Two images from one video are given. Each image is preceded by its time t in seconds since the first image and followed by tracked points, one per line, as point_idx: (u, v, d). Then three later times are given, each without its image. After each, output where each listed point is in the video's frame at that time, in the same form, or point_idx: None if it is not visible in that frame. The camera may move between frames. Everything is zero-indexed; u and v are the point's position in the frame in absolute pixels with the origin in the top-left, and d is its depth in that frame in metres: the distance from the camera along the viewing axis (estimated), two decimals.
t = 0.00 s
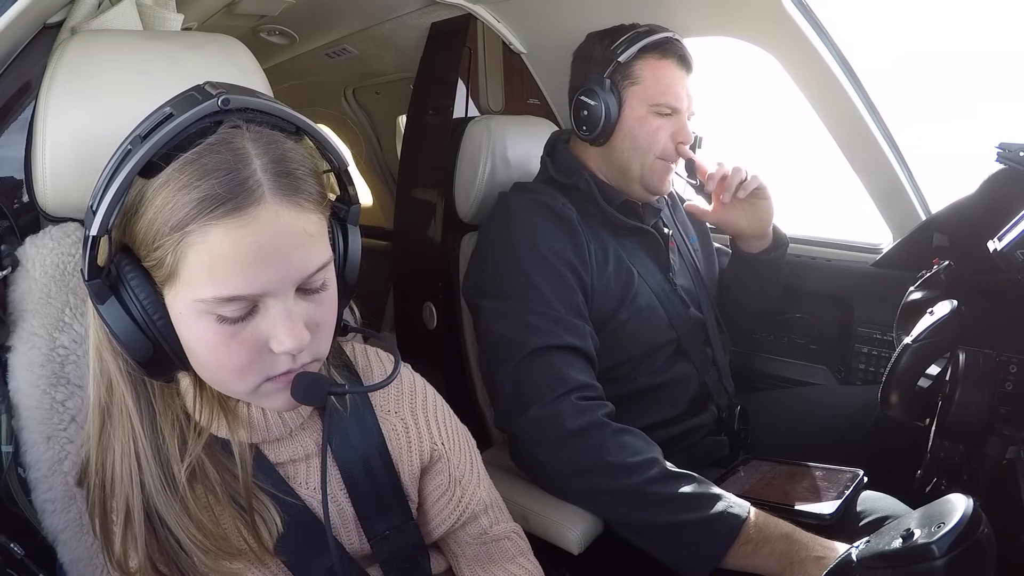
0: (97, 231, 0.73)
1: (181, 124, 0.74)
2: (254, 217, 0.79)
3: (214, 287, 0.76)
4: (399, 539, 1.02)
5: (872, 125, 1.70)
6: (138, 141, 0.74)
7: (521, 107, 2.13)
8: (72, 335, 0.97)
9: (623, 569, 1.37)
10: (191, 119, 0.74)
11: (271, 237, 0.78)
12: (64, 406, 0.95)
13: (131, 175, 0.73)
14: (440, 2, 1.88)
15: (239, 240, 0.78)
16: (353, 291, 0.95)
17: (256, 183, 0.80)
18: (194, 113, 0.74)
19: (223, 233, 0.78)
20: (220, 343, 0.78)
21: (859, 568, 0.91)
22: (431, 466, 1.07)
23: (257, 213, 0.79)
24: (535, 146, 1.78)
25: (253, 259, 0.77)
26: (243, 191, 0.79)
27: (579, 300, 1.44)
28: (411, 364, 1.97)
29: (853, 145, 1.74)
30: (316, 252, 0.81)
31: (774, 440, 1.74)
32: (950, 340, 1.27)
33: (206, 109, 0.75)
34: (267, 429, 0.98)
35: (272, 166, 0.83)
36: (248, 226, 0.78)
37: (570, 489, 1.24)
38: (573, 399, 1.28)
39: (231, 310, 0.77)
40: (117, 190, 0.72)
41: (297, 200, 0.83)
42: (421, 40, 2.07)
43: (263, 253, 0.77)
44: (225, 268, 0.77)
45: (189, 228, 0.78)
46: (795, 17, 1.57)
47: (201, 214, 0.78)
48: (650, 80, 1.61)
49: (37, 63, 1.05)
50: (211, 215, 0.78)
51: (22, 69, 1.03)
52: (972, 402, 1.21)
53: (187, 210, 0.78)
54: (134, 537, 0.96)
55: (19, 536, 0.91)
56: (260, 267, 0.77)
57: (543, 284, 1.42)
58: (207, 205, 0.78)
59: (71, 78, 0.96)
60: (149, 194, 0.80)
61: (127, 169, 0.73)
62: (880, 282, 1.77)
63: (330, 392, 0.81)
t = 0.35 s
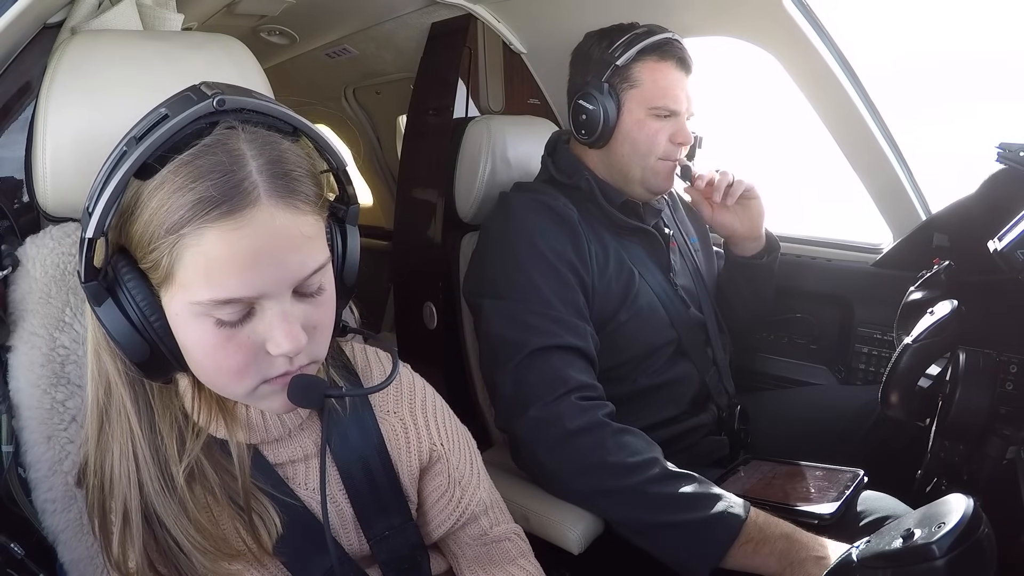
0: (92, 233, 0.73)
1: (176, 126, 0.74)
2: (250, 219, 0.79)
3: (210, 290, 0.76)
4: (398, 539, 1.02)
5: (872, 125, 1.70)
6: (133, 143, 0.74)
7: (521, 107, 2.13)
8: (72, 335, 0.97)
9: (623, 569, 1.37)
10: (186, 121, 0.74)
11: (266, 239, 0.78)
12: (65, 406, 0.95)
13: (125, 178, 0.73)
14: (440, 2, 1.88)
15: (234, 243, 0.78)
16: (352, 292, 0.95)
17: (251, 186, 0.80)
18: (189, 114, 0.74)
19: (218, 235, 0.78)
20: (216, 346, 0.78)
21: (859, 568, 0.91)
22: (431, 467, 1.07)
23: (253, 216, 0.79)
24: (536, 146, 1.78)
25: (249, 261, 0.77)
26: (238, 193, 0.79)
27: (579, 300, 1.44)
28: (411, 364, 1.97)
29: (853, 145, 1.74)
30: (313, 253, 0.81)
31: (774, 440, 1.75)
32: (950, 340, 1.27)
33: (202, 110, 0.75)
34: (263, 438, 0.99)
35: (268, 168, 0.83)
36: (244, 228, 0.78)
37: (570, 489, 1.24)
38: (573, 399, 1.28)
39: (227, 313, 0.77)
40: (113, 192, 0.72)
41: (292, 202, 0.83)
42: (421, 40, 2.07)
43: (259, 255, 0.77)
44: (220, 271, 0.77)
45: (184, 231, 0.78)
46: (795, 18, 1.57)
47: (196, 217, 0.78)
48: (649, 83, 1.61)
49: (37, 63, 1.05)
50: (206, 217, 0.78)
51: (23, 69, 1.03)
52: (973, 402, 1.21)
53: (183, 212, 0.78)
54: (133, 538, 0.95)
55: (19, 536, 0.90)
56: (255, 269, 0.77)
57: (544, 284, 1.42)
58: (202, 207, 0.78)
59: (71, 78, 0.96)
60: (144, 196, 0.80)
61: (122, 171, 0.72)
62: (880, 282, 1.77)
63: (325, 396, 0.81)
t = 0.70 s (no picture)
0: (102, 213, 0.74)
1: (185, 123, 0.73)
2: (244, 226, 0.78)
3: (200, 290, 0.76)
4: (399, 539, 1.02)
5: (872, 125, 1.70)
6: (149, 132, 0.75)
7: (520, 107, 2.13)
8: (72, 335, 0.97)
9: (623, 569, 1.37)
10: (195, 120, 0.73)
11: (257, 248, 0.77)
12: (64, 406, 0.95)
13: (133, 168, 0.73)
14: (440, 3, 1.88)
15: (227, 249, 0.77)
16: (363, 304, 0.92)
17: (250, 192, 0.79)
18: (199, 113, 0.73)
19: (214, 238, 0.77)
20: (202, 341, 0.78)
21: (858, 568, 0.91)
22: (433, 466, 1.07)
23: (247, 223, 0.78)
24: (536, 146, 1.78)
25: (241, 268, 0.76)
26: (235, 198, 0.79)
27: (578, 300, 1.44)
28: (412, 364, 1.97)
29: (852, 145, 1.74)
30: (304, 270, 0.79)
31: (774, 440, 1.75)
32: (950, 340, 1.27)
33: (213, 111, 0.74)
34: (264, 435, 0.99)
35: (273, 176, 0.81)
36: (237, 234, 0.77)
37: (570, 490, 1.24)
38: (573, 399, 1.28)
39: (213, 313, 0.77)
40: (119, 180, 0.73)
41: (294, 214, 0.81)
42: (421, 40, 2.07)
43: (249, 263, 0.76)
44: (212, 274, 0.76)
45: (181, 229, 0.78)
46: (795, 17, 1.57)
47: (194, 216, 0.78)
48: (631, 83, 1.60)
49: (36, 63, 1.05)
50: (203, 218, 0.78)
51: (22, 69, 1.03)
52: (973, 402, 1.21)
53: (181, 210, 0.78)
54: (132, 521, 0.97)
55: (19, 536, 0.90)
56: (244, 275, 0.76)
57: (542, 284, 1.41)
58: (199, 207, 0.78)
59: (71, 77, 0.96)
60: (152, 185, 0.81)
61: (131, 160, 0.72)
62: (881, 282, 1.77)
63: (298, 410, 0.79)
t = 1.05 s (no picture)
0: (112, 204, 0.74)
1: (193, 123, 0.73)
2: (246, 228, 0.78)
3: (201, 287, 0.76)
4: (400, 537, 1.02)
5: (872, 125, 1.70)
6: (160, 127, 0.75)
7: (520, 107, 2.13)
8: (72, 335, 0.97)
9: (623, 569, 1.37)
10: (204, 119, 0.73)
11: (257, 251, 0.77)
12: (64, 406, 0.95)
13: (141, 163, 0.73)
14: (440, 3, 1.88)
15: (229, 250, 0.77)
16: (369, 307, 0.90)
17: (254, 194, 0.79)
18: (208, 113, 0.73)
19: (217, 240, 0.77)
20: (201, 335, 0.78)
21: (859, 568, 0.92)
22: (435, 465, 1.07)
23: (248, 225, 0.78)
24: (535, 146, 1.79)
25: (241, 270, 0.76)
26: (238, 200, 0.78)
27: (576, 300, 1.44)
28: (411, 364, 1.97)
29: (852, 145, 1.74)
30: (303, 274, 0.78)
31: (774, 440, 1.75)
32: (950, 340, 1.27)
33: (222, 112, 0.74)
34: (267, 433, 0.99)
35: (279, 180, 0.81)
36: (238, 237, 0.77)
37: (569, 490, 1.24)
38: (571, 400, 1.28)
39: (213, 310, 0.77)
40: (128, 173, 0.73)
41: (297, 219, 0.80)
42: (421, 40, 2.07)
43: (249, 266, 0.76)
44: (212, 274, 0.76)
45: (185, 227, 0.78)
46: (796, 18, 1.57)
47: (198, 215, 0.78)
48: (608, 77, 1.62)
49: (37, 63, 1.05)
50: (206, 218, 0.78)
51: (22, 69, 1.03)
52: (973, 402, 1.21)
53: (186, 208, 0.79)
54: (140, 511, 0.96)
55: (19, 536, 0.90)
56: (243, 276, 0.76)
57: (541, 283, 1.42)
58: (204, 206, 0.78)
59: (71, 76, 0.96)
60: (162, 180, 0.81)
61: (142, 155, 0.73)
62: (881, 283, 1.79)
63: (292, 412, 0.78)
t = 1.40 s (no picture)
0: (108, 222, 0.74)
1: (187, 138, 0.73)
2: (246, 247, 0.77)
3: (202, 307, 0.76)
4: (401, 536, 1.02)
5: (872, 125, 1.70)
6: (154, 142, 0.75)
7: (520, 107, 2.13)
8: (72, 335, 0.97)
9: (623, 569, 1.37)
10: (196, 135, 0.72)
11: (258, 270, 0.76)
12: (65, 406, 0.95)
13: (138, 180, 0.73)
14: (440, 3, 1.88)
15: (226, 271, 0.77)
16: (375, 314, 0.89)
17: (251, 213, 0.79)
18: (200, 129, 0.72)
19: (217, 259, 0.77)
20: (204, 353, 0.78)
21: (859, 568, 0.92)
22: (439, 465, 1.07)
23: (245, 246, 0.77)
24: (536, 146, 1.79)
25: (242, 289, 0.76)
26: (235, 220, 0.78)
27: (576, 300, 1.44)
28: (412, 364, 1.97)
29: (852, 145, 1.74)
30: (304, 291, 0.78)
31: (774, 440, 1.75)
32: (950, 340, 1.27)
33: (215, 127, 0.73)
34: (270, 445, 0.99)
35: (276, 197, 0.81)
36: (238, 256, 0.77)
37: (570, 489, 1.24)
38: (571, 400, 1.28)
39: (215, 329, 0.77)
40: (121, 192, 0.73)
41: (296, 237, 0.80)
42: (421, 40, 2.07)
43: (250, 285, 0.76)
44: (211, 294, 0.76)
45: (183, 247, 0.78)
46: (796, 18, 1.57)
47: (195, 236, 0.78)
48: (610, 78, 1.62)
49: (36, 63, 1.05)
50: (203, 238, 0.78)
51: (22, 69, 1.03)
52: (973, 402, 1.21)
53: (183, 228, 0.79)
54: (148, 516, 0.96)
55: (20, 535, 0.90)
56: (241, 296, 0.76)
57: (540, 285, 1.42)
58: (205, 224, 0.78)
59: (70, 77, 0.96)
60: (161, 195, 0.81)
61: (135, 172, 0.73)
62: (880, 283, 1.79)
63: (294, 429, 0.78)
